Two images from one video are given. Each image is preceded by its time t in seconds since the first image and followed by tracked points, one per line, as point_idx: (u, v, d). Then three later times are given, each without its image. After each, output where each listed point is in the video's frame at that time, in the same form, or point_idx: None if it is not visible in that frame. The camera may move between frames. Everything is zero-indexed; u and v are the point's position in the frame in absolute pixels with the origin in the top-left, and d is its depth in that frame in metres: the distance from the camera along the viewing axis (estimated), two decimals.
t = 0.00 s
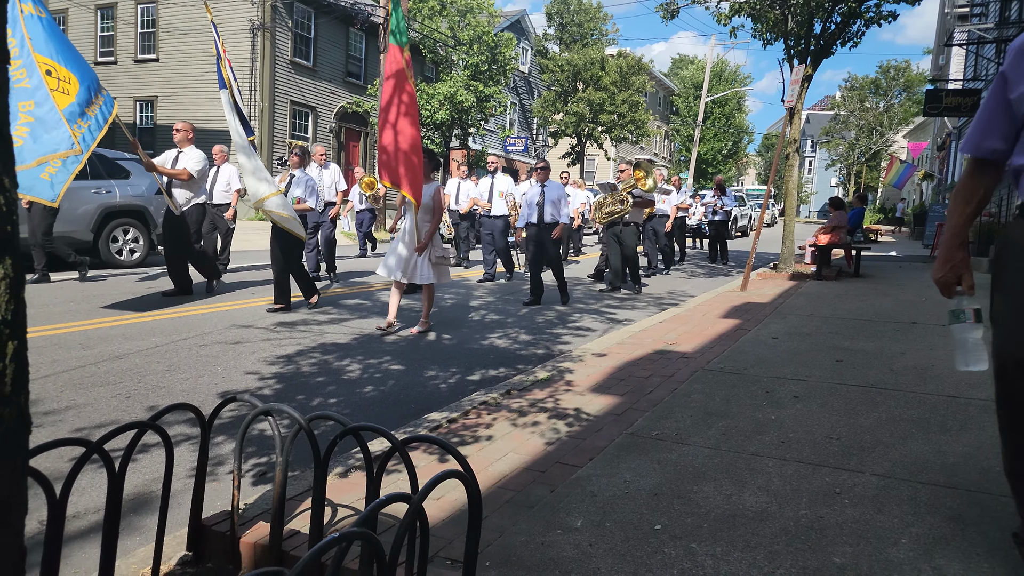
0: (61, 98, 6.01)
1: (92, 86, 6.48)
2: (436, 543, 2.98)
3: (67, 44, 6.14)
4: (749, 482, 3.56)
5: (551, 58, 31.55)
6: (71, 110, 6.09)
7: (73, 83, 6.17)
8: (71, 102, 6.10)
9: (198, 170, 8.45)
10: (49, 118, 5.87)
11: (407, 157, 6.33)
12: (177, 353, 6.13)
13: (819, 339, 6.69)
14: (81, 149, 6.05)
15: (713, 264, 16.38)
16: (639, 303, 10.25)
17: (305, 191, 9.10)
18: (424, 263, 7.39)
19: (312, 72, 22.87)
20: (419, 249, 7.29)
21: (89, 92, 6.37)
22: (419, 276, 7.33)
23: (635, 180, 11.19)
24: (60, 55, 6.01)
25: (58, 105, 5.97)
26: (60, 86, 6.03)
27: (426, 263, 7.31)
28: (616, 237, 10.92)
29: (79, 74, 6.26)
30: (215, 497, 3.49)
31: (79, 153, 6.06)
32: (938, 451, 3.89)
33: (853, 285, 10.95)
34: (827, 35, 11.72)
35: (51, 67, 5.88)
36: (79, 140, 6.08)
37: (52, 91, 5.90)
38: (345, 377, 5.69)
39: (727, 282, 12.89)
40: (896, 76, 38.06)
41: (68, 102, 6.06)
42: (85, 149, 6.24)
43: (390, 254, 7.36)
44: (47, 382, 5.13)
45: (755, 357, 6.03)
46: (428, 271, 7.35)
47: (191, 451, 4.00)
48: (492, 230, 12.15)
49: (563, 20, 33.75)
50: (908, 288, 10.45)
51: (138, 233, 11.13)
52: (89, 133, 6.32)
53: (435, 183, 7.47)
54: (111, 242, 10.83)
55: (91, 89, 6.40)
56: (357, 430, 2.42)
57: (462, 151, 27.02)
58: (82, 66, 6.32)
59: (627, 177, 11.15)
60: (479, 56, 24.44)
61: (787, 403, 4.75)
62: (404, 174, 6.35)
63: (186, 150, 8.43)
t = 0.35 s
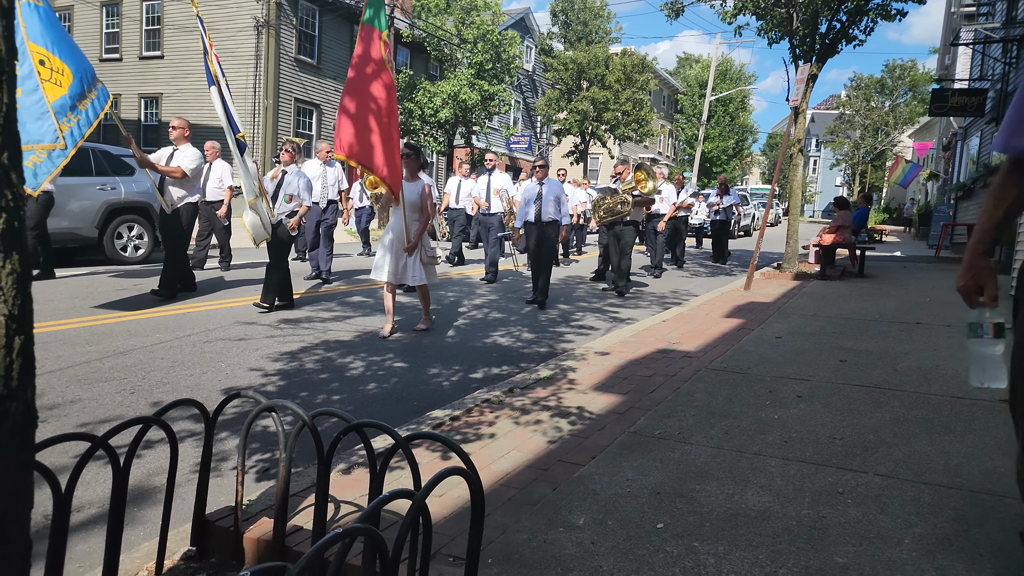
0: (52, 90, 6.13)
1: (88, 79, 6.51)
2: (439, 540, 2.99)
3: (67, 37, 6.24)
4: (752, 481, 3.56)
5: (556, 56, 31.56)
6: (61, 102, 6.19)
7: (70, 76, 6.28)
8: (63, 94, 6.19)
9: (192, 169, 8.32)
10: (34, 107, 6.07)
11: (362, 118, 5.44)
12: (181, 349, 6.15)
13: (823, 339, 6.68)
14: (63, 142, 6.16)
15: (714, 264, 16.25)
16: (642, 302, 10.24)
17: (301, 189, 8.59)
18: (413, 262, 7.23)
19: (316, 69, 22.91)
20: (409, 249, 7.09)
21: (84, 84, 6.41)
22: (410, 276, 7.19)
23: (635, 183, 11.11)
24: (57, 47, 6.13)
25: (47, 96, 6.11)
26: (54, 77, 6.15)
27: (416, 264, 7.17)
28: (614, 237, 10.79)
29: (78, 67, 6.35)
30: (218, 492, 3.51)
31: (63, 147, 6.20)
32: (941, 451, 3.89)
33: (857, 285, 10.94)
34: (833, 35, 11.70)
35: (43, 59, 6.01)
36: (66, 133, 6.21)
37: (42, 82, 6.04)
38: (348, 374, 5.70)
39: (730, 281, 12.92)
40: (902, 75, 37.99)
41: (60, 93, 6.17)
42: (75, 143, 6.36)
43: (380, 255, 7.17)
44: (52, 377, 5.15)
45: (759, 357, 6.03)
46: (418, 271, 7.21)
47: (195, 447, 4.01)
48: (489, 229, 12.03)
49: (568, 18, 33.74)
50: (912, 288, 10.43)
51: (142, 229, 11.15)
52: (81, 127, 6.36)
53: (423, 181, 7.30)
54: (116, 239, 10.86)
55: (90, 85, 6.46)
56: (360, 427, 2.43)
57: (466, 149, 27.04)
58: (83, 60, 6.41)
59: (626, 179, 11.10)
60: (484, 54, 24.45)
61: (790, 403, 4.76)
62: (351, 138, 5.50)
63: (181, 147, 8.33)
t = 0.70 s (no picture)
0: (42, 74, 5.93)
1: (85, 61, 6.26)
2: (441, 537, 2.99)
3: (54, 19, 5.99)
4: (754, 480, 3.56)
5: (559, 54, 31.54)
6: (53, 87, 5.99)
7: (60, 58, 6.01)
8: (54, 78, 5.98)
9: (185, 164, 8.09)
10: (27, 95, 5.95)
11: (358, 92, 5.32)
12: (183, 347, 6.16)
13: (825, 337, 6.67)
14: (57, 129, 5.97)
15: (715, 263, 16.19)
16: (644, 300, 10.23)
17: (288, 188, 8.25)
18: (397, 259, 6.88)
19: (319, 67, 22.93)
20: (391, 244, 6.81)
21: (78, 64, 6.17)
22: (390, 272, 6.84)
23: (637, 181, 11.07)
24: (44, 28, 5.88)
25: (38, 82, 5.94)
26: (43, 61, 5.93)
27: (398, 259, 6.83)
28: (614, 235, 10.76)
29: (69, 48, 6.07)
30: (221, 489, 3.52)
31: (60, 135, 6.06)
32: (944, 450, 3.88)
33: (860, 284, 10.92)
34: (835, 33, 11.68)
35: (33, 44, 5.79)
36: (60, 119, 6.01)
37: (31, 67, 5.84)
38: (350, 372, 5.70)
39: (732, 279, 12.91)
40: (905, 74, 37.92)
41: (51, 79, 5.96)
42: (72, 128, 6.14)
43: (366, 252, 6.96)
44: (54, 374, 5.16)
45: (761, 355, 6.02)
46: (401, 268, 6.84)
47: (198, 445, 4.02)
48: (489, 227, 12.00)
49: (571, 16, 33.70)
50: (915, 288, 10.40)
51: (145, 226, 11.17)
52: (76, 111, 6.13)
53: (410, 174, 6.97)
54: (119, 236, 10.88)
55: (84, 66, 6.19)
56: (362, 425, 2.43)
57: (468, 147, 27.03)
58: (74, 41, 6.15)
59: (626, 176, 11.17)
60: (487, 52, 24.44)
61: (792, 401, 4.75)
62: (345, 108, 5.30)
63: (175, 141, 8.08)
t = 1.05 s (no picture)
0: (22, 64, 5.86)
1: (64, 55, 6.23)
2: (441, 535, 2.99)
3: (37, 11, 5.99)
4: (754, 477, 3.55)
5: (559, 52, 31.53)
6: (32, 77, 5.91)
7: (40, 50, 5.98)
8: (33, 68, 5.91)
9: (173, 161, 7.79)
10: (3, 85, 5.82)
11: (352, 77, 5.32)
12: (182, 345, 6.15)
13: (825, 334, 6.67)
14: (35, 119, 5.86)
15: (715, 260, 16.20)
16: (644, 298, 10.21)
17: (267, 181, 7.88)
18: (382, 261, 6.78)
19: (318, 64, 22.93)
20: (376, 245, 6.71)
21: (58, 60, 6.11)
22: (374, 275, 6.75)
23: (635, 176, 11.04)
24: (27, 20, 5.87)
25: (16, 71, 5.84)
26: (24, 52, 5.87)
27: (383, 261, 6.74)
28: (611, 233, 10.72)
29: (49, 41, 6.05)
30: (221, 489, 3.51)
31: (29, 122, 5.76)
32: (944, 446, 3.87)
33: (860, 281, 10.91)
34: (835, 30, 11.66)
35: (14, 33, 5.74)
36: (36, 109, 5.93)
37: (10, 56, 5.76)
38: (349, 370, 5.70)
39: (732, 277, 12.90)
40: (904, 71, 37.93)
41: (30, 69, 5.89)
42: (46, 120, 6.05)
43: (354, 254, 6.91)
44: (53, 373, 5.15)
45: (761, 352, 6.01)
46: (384, 272, 6.74)
47: (197, 444, 4.01)
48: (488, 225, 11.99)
49: (570, 14, 33.67)
50: (914, 285, 10.40)
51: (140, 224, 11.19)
52: (53, 102, 6.06)
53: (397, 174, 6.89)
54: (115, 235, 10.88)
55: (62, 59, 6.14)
56: (362, 423, 2.42)
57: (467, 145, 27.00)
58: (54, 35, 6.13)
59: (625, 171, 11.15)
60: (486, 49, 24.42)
61: (793, 398, 4.74)
62: (340, 93, 5.27)
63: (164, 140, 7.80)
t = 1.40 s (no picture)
0: None
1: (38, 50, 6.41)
2: (441, 533, 2.99)
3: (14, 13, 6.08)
4: (754, 475, 3.55)
5: (559, 49, 31.50)
6: None
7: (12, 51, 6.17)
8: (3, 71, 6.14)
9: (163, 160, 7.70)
10: None
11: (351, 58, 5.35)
12: (182, 343, 6.15)
13: (826, 333, 6.66)
14: None
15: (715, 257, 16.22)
16: (644, 296, 10.21)
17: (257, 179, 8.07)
18: (369, 257, 6.68)
19: (319, 62, 22.94)
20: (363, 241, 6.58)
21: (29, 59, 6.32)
22: (361, 271, 6.63)
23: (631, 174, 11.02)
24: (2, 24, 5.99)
25: None
26: None
27: (371, 258, 6.64)
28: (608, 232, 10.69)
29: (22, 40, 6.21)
30: (221, 487, 3.51)
31: None
32: (944, 444, 3.87)
33: (860, 279, 10.91)
34: (836, 28, 11.64)
35: None
36: None
37: None
38: (350, 368, 5.70)
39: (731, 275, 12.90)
40: (905, 69, 37.90)
41: None
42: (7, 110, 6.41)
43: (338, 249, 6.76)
44: (53, 371, 5.15)
45: (761, 351, 6.01)
46: (373, 269, 6.63)
47: (197, 442, 4.01)
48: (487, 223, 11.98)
49: (571, 12, 33.64)
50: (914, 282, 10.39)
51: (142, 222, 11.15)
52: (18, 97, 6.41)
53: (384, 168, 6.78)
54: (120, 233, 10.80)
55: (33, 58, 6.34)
56: (362, 421, 2.42)
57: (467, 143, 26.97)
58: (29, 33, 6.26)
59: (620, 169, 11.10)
60: (487, 47, 24.40)
61: (793, 396, 4.74)
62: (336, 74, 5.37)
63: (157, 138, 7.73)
